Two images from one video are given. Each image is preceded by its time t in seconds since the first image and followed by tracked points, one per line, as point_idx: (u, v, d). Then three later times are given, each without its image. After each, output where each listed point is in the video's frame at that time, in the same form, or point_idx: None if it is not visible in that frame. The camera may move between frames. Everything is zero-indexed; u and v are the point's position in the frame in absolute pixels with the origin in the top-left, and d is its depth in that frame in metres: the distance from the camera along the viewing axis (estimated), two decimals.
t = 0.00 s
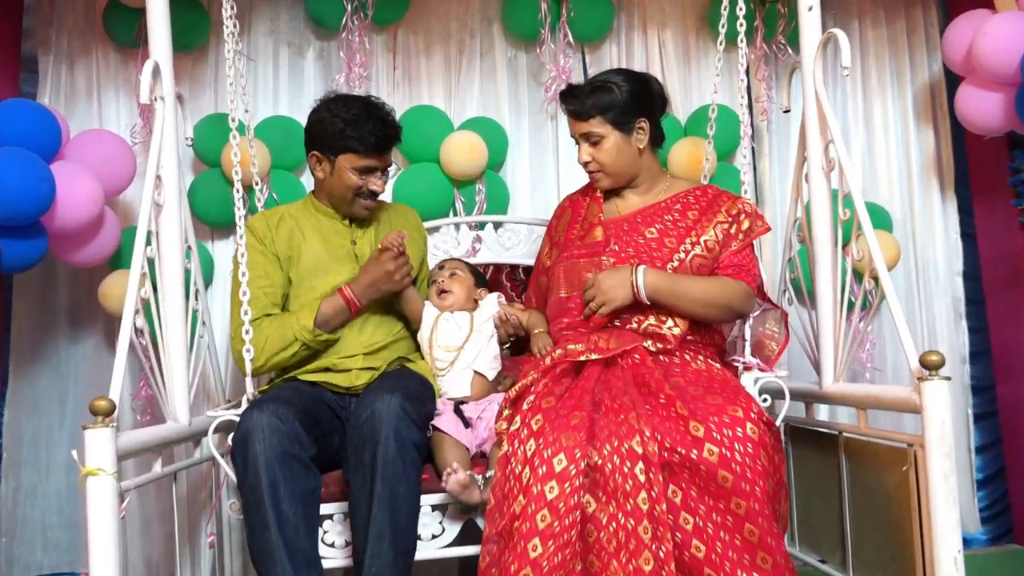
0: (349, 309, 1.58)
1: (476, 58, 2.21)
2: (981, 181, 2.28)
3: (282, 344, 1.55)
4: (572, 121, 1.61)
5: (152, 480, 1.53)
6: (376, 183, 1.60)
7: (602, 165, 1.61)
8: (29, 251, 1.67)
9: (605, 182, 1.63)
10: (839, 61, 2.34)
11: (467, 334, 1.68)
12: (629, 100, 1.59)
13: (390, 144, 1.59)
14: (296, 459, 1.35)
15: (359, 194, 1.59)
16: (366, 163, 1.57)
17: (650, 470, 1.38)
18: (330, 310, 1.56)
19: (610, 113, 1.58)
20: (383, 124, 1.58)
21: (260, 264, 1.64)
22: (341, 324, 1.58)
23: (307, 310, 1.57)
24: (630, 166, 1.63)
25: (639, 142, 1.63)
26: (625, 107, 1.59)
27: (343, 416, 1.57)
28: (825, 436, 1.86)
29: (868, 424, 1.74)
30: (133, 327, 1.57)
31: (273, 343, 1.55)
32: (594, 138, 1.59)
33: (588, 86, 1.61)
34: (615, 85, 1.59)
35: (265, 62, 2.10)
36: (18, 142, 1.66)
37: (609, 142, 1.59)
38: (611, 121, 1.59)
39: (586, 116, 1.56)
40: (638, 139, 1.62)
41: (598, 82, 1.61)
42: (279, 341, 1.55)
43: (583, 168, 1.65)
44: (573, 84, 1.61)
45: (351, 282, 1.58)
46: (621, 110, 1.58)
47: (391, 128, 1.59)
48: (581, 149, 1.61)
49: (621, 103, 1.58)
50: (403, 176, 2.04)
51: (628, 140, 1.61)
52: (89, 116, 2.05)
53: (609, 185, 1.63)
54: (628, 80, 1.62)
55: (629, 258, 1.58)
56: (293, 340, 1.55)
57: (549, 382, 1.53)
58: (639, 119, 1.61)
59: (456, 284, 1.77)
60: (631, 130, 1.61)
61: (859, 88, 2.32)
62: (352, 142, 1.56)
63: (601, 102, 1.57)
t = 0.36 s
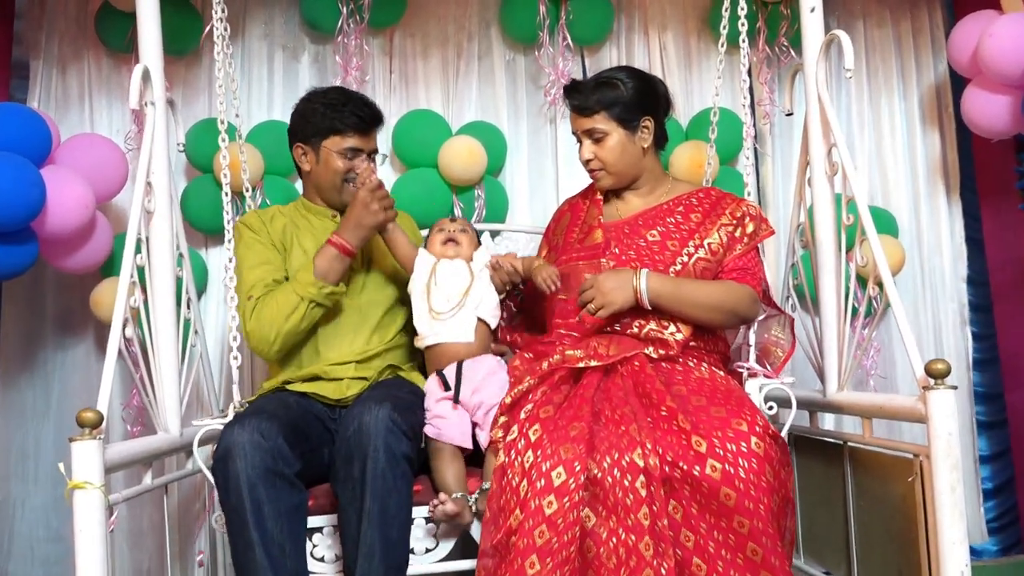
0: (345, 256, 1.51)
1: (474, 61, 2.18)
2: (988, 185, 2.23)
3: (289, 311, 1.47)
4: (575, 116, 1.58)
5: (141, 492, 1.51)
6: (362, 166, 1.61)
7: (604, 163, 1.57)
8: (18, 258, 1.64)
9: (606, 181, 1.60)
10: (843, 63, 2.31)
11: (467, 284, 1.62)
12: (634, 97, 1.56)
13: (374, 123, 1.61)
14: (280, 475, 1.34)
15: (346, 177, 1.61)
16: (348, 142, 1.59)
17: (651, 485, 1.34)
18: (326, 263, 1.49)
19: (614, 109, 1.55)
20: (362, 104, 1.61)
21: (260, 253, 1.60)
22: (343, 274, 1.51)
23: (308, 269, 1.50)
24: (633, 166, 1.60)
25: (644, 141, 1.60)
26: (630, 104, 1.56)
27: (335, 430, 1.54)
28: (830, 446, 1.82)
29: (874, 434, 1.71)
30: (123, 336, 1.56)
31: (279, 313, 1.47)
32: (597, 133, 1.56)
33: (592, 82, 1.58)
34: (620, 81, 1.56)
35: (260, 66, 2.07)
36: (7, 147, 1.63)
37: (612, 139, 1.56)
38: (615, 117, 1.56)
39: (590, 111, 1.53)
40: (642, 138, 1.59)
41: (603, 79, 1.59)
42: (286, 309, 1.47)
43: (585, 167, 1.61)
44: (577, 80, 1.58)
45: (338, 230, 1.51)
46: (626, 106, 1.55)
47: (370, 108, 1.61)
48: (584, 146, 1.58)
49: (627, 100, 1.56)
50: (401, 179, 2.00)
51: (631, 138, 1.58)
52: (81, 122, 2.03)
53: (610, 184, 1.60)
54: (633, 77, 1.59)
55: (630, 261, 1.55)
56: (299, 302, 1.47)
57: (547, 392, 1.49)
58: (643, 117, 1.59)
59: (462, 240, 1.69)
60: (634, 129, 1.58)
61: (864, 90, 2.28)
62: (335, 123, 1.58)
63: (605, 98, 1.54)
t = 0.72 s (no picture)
0: (347, 204, 1.48)
1: (472, 66, 2.16)
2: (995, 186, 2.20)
3: (297, 263, 1.42)
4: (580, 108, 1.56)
5: (136, 507, 1.50)
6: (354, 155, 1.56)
7: (603, 159, 1.55)
8: (13, 269, 1.62)
9: (604, 178, 1.57)
10: (845, 63, 2.28)
11: (464, 233, 1.56)
12: (640, 95, 1.55)
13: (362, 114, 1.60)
14: (270, 490, 1.34)
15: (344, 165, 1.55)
16: (337, 132, 1.55)
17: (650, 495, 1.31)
18: (328, 211, 1.45)
19: (618, 105, 1.53)
20: (349, 95, 1.60)
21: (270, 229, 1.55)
22: (347, 222, 1.47)
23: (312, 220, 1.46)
24: (634, 166, 1.57)
25: (645, 142, 1.58)
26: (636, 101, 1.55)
27: (330, 442, 1.53)
28: (836, 452, 1.79)
29: (880, 439, 1.68)
30: (117, 347, 1.55)
31: (287, 268, 1.42)
32: (599, 128, 1.54)
33: (599, 78, 1.57)
34: (627, 79, 1.55)
35: (255, 72, 2.06)
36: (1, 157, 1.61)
37: (614, 135, 1.54)
38: (619, 114, 1.55)
39: (594, 105, 1.51)
40: (644, 138, 1.58)
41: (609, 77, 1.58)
42: (293, 263, 1.42)
43: (583, 162, 1.58)
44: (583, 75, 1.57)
45: (336, 177, 1.48)
46: (631, 103, 1.53)
47: (356, 99, 1.60)
48: (584, 140, 1.55)
49: (632, 97, 1.54)
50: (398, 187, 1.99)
51: (633, 137, 1.55)
52: (75, 132, 2.02)
53: (608, 182, 1.57)
54: (638, 77, 1.58)
55: (628, 267, 1.52)
56: (305, 253, 1.42)
57: (544, 402, 1.47)
58: (646, 118, 1.57)
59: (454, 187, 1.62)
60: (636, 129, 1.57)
61: (866, 90, 2.26)
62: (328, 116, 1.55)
63: (611, 93, 1.53)
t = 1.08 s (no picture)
0: (335, 156, 1.41)
1: (467, 62, 2.10)
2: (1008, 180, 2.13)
3: (289, 221, 1.35)
4: (585, 97, 1.50)
5: (121, 521, 1.44)
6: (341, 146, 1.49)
7: (605, 151, 1.50)
8: None
9: (604, 170, 1.51)
10: (851, 55, 2.22)
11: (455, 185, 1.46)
12: (647, 89, 1.50)
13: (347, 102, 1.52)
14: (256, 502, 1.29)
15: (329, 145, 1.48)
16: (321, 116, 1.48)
17: (653, 502, 1.25)
18: (317, 163, 1.38)
19: (625, 97, 1.48)
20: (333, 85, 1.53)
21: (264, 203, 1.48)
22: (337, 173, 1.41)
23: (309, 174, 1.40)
24: (636, 161, 1.52)
25: (649, 137, 1.53)
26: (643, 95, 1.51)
27: (321, 452, 1.47)
28: (847, 456, 1.73)
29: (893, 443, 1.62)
30: (99, 356, 1.49)
31: (282, 224, 1.36)
32: (603, 117, 1.49)
33: (606, 69, 1.52)
34: (635, 71, 1.50)
35: (243, 72, 2.01)
36: None
37: (618, 126, 1.49)
38: (624, 107, 1.50)
39: (598, 94, 1.46)
40: (648, 133, 1.52)
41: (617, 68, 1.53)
42: (288, 218, 1.36)
43: (584, 152, 1.53)
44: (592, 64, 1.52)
45: (321, 129, 1.40)
46: (637, 96, 1.48)
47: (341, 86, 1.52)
48: (586, 130, 1.50)
49: (639, 90, 1.49)
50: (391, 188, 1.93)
51: (638, 131, 1.50)
52: (60, 135, 1.97)
53: (608, 176, 1.51)
54: (647, 71, 1.53)
55: (627, 269, 1.47)
56: (298, 206, 1.36)
57: (542, 408, 1.41)
58: (652, 113, 1.52)
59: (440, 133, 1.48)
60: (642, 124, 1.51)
61: (873, 83, 2.20)
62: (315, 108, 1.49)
63: (618, 84, 1.48)
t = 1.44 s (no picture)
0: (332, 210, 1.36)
1: (464, 73, 2.06)
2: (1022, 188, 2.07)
3: (276, 276, 1.31)
4: (593, 109, 1.46)
5: (106, 549, 1.39)
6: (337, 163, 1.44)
7: (613, 164, 1.45)
8: None
9: (611, 184, 1.46)
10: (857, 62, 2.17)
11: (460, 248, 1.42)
12: (656, 99, 1.46)
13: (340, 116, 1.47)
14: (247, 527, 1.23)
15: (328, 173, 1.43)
16: (315, 138, 1.43)
17: (658, 526, 1.19)
18: (310, 217, 1.34)
19: (634, 108, 1.44)
20: (325, 97, 1.47)
21: (256, 240, 1.44)
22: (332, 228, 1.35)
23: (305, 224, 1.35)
24: (643, 174, 1.47)
25: (659, 149, 1.48)
26: (652, 106, 1.46)
27: (318, 477, 1.40)
28: (860, 477, 1.67)
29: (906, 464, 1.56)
30: (85, 378, 1.45)
31: (266, 281, 1.31)
32: (610, 130, 1.44)
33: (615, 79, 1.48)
34: (644, 81, 1.46)
35: (235, 86, 1.97)
36: None
37: (626, 139, 1.44)
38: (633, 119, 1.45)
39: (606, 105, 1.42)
40: (657, 146, 1.48)
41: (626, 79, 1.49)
42: (273, 275, 1.32)
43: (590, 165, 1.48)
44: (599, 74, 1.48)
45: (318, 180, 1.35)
46: (646, 107, 1.44)
47: (332, 99, 1.47)
48: (594, 142, 1.45)
49: (649, 101, 1.45)
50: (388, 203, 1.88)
51: (646, 143, 1.46)
52: (48, 151, 1.93)
53: (614, 189, 1.46)
54: (657, 82, 1.49)
55: (631, 284, 1.42)
56: (285, 263, 1.31)
57: (543, 429, 1.36)
58: (662, 125, 1.48)
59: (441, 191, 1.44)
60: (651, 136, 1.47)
61: (881, 90, 2.14)
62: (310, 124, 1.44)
63: (627, 95, 1.44)
